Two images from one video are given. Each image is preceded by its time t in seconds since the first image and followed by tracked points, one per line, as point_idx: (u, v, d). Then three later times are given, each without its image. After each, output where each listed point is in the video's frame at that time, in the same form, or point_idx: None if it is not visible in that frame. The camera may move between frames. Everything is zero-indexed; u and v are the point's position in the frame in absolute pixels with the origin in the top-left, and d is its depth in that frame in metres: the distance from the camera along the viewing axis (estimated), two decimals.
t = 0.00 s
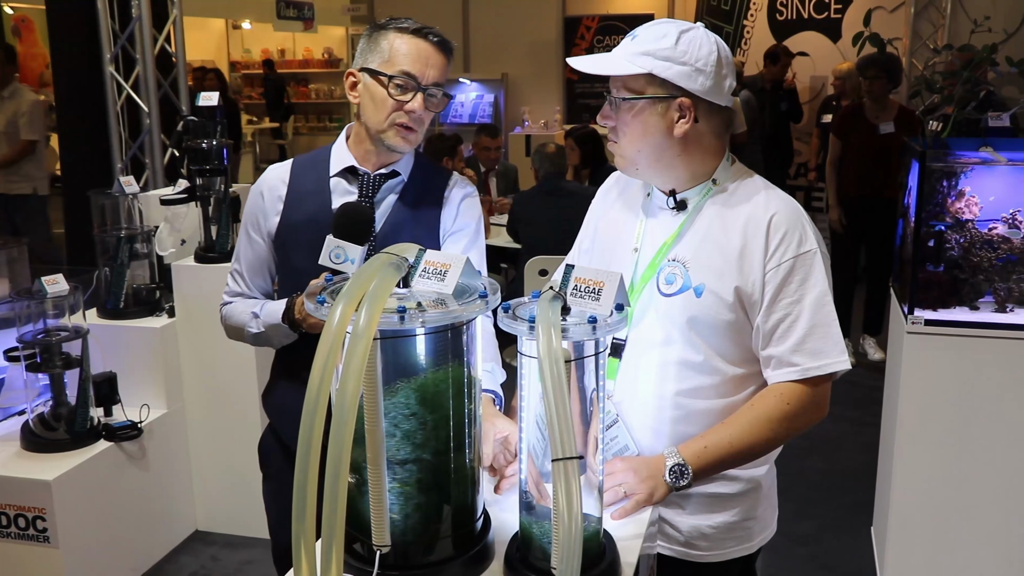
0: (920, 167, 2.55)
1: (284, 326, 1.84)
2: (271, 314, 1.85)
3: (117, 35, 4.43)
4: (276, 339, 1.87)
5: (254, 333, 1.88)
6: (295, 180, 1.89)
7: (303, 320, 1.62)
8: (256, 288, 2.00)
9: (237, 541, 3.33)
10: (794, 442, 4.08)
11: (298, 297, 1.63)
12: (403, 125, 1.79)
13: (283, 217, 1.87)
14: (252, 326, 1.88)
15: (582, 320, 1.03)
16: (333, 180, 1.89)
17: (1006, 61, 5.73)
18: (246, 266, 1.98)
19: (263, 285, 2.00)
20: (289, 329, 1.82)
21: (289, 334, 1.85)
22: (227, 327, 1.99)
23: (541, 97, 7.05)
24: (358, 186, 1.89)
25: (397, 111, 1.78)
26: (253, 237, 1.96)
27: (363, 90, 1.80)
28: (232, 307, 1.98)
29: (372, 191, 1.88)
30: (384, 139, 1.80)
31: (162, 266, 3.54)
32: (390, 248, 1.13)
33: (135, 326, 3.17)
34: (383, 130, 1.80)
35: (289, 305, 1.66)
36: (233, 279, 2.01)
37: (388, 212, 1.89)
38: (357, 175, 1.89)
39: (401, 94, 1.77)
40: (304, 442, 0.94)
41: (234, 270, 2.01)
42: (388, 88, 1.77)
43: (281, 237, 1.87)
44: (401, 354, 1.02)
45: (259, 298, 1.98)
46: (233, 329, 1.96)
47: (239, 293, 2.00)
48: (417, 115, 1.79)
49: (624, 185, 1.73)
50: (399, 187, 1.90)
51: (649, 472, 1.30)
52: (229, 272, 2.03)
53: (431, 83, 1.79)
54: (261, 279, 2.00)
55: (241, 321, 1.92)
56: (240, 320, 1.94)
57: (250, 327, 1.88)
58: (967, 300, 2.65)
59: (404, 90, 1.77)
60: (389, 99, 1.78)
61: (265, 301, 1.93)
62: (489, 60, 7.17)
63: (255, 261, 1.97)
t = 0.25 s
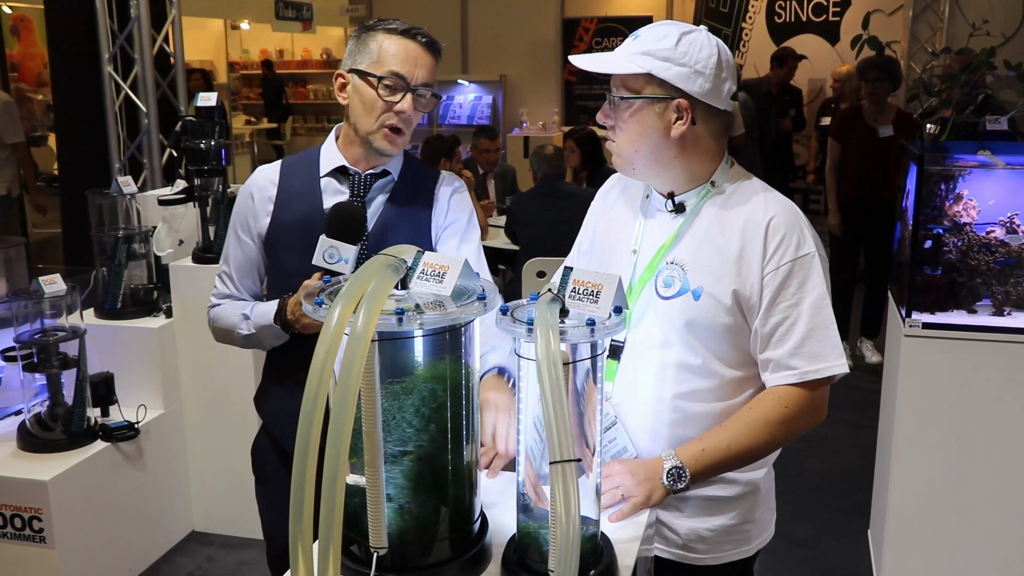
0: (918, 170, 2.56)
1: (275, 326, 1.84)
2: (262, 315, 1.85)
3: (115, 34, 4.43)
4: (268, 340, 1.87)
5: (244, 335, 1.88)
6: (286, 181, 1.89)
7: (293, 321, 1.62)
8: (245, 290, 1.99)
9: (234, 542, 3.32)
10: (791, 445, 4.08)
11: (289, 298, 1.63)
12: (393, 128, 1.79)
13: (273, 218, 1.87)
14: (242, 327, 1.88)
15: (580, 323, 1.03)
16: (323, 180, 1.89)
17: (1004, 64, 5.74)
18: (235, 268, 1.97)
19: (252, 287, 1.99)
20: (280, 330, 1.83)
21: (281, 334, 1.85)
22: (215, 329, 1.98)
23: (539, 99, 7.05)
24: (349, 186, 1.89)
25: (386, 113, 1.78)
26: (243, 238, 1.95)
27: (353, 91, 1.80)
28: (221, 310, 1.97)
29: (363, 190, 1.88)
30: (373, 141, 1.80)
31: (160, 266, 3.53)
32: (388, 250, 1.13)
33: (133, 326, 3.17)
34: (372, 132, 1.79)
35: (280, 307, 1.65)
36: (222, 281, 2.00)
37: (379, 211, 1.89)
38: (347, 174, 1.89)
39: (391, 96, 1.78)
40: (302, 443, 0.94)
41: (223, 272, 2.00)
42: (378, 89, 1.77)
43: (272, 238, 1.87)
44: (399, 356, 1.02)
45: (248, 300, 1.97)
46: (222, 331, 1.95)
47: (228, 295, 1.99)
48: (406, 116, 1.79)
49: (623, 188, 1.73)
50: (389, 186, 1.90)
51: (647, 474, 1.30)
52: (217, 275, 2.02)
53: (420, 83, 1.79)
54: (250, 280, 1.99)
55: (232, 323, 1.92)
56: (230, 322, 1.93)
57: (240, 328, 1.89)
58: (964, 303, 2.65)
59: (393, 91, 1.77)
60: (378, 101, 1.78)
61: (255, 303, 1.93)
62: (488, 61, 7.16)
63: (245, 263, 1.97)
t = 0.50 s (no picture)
0: (915, 171, 2.56)
1: (271, 326, 1.83)
2: (256, 315, 1.85)
3: (112, 35, 4.42)
4: (262, 340, 1.86)
5: (238, 335, 1.88)
6: (278, 180, 1.88)
7: (289, 319, 1.62)
8: (237, 290, 1.99)
9: (230, 543, 3.31)
10: (789, 446, 4.08)
11: (285, 296, 1.64)
12: (385, 130, 1.79)
13: (265, 216, 1.86)
14: (236, 327, 1.88)
15: (578, 324, 1.03)
16: (315, 179, 1.89)
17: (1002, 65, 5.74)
18: (227, 267, 1.97)
19: (245, 287, 2.00)
20: (276, 328, 1.82)
21: (276, 333, 1.85)
22: (208, 329, 1.98)
23: (537, 99, 7.05)
24: (340, 184, 1.89)
25: (378, 118, 1.78)
26: (235, 238, 1.95)
27: (344, 94, 1.80)
28: (214, 310, 1.97)
29: (354, 188, 1.87)
30: (365, 144, 1.80)
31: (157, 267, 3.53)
32: (385, 251, 1.13)
33: (130, 327, 3.17)
34: (364, 135, 1.79)
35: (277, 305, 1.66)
36: (214, 281, 2.01)
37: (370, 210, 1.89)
38: (339, 174, 1.88)
39: (382, 101, 1.77)
40: (299, 443, 0.93)
41: (215, 271, 2.00)
42: (370, 95, 1.77)
43: (264, 237, 1.87)
44: (396, 358, 1.02)
45: (241, 299, 1.97)
46: (214, 331, 1.95)
47: (220, 294, 2.00)
48: (398, 122, 1.79)
49: (621, 188, 1.72)
50: (380, 184, 1.90)
51: (645, 476, 1.29)
52: (209, 275, 2.02)
53: (412, 89, 1.79)
54: (242, 280, 1.99)
55: (225, 322, 1.91)
56: (223, 322, 1.93)
57: (234, 328, 1.88)
58: (961, 304, 2.64)
59: (384, 96, 1.77)
60: (369, 106, 1.77)
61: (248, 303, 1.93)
62: (485, 61, 7.16)
63: (237, 262, 1.97)
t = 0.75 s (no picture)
0: (914, 171, 2.55)
1: (275, 321, 1.82)
2: (260, 311, 1.83)
3: (109, 34, 4.41)
4: (265, 337, 1.85)
5: (242, 332, 1.86)
6: (275, 179, 1.88)
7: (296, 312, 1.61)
8: (238, 288, 1.98)
9: (228, 543, 3.31)
10: (787, 446, 4.08)
11: (288, 291, 1.64)
12: (385, 125, 1.78)
13: (263, 215, 1.86)
14: (240, 323, 1.86)
15: (576, 323, 1.03)
16: (312, 178, 1.89)
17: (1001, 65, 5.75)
18: (227, 266, 1.96)
19: (245, 285, 1.98)
20: (281, 324, 1.81)
21: (280, 329, 1.83)
22: (209, 330, 1.96)
23: (535, 99, 7.04)
24: (338, 183, 1.89)
25: (377, 112, 1.77)
26: (234, 236, 1.94)
27: (342, 90, 1.79)
28: (215, 310, 1.95)
29: (352, 187, 1.87)
30: (364, 139, 1.79)
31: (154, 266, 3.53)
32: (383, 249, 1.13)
33: (128, 326, 3.16)
34: (363, 130, 1.79)
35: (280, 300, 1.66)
36: (214, 281, 1.99)
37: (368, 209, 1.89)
38: (335, 172, 1.88)
39: (381, 96, 1.77)
40: (297, 442, 0.93)
41: (215, 271, 1.99)
42: (369, 90, 1.76)
43: (263, 236, 1.86)
44: (394, 357, 1.02)
45: (241, 298, 1.96)
46: (216, 331, 1.94)
47: (220, 294, 1.98)
48: (398, 116, 1.79)
49: (618, 188, 1.72)
50: (377, 183, 1.90)
51: (643, 475, 1.29)
52: (209, 275, 2.01)
53: (411, 84, 1.79)
54: (242, 278, 1.98)
55: (228, 320, 1.89)
56: (226, 321, 1.91)
57: (237, 325, 1.86)
58: (959, 304, 2.63)
59: (384, 92, 1.76)
60: (368, 101, 1.77)
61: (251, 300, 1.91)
62: (484, 61, 7.15)
63: (237, 260, 1.96)
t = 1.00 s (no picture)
0: (912, 170, 2.55)
1: (275, 321, 1.82)
2: (260, 311, 1.83)
3: (108, 35, 4.41)
4: (265, 337, 1.85)
5: (243, 331, 1.86)
6: (278, 179, 1.87)
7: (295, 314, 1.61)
8: (240, 288, 1.98)
9: (228, 543, 3.31)
10: (786, 445, 4.08)
11: (289, 292, 1.63)
12: (393, 128, 1.79)
13: (265, 215, 1.86)
14: (240, 323, 1.86)
15: (574, 323, 1.03)
16: (315, 178, 1.89)
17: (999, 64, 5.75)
18: (229, 266, 1.96)
19: (246, 285, 1.98)
20: (280, 324, 1.81)
21: (280, 329, 1.83)
22: (211, 328, 1.96)
23: (534, 99, 7.05)
24: (340, 184, 1.89)
25: (386, 115, 1.78)
26: (237, 235, 1.94)
27: (349, 92, 1.79)
28: (217, 308, 1.95)
29: (354, 188, 1.88)
30: (371, 142, 1.80)
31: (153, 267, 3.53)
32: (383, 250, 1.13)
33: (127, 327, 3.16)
34: (370, 133, 1.79)
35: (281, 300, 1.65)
36: (215, 280, 1.99)
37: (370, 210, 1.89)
38: (338, 173, 1.89)
39: (390, 99, 1.77)
40: (296, 442, 0.93)
41: (216, 270, 1.99)
42: (378, 93, 1.76)
43: (264, 236, 1.86)
44: (392, 357, 1.02)
45: (243, 297, 1.96)
46: (217, 330, 1.94)
47: (222, 293, 1.98)
48: (406, 120, 1.79)
49: (614, 188, 1.72)
50: (379, 184, 1.90)
51: (642, 475, 1.29)
52: (211, 275, 2.01)
53: (419, 88, 1.79)
54: (244, 278, 1.98)
55: (229, 320, 1.90)
56: (227, 320, 1.91)
57: (238, 324, 1.86)
58: (958, 303, 2.64)
59: (393, 95, 1.77)
60: (377, 103, 1.77)
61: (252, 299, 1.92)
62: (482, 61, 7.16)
63: (239, 260, 1.96)
